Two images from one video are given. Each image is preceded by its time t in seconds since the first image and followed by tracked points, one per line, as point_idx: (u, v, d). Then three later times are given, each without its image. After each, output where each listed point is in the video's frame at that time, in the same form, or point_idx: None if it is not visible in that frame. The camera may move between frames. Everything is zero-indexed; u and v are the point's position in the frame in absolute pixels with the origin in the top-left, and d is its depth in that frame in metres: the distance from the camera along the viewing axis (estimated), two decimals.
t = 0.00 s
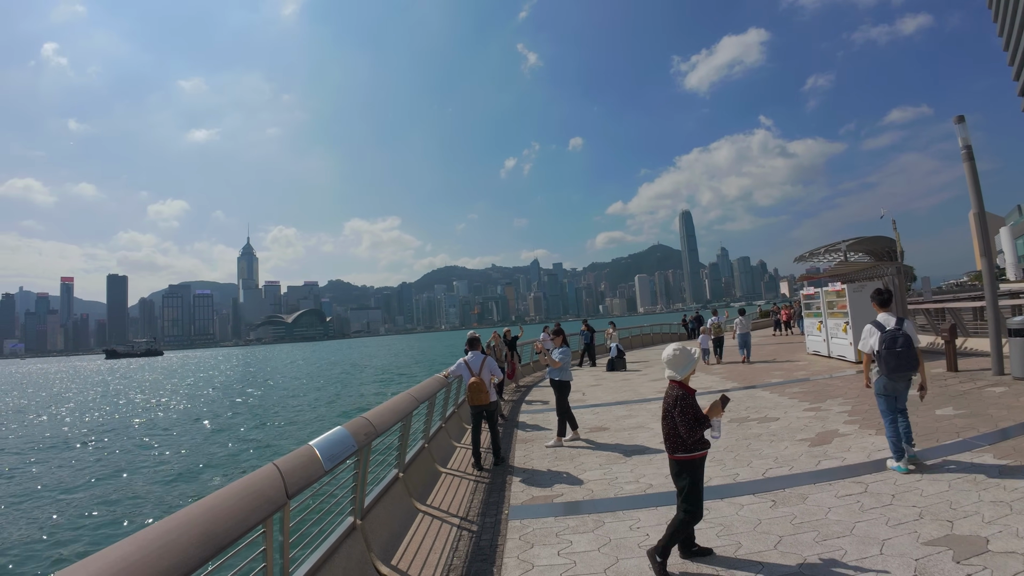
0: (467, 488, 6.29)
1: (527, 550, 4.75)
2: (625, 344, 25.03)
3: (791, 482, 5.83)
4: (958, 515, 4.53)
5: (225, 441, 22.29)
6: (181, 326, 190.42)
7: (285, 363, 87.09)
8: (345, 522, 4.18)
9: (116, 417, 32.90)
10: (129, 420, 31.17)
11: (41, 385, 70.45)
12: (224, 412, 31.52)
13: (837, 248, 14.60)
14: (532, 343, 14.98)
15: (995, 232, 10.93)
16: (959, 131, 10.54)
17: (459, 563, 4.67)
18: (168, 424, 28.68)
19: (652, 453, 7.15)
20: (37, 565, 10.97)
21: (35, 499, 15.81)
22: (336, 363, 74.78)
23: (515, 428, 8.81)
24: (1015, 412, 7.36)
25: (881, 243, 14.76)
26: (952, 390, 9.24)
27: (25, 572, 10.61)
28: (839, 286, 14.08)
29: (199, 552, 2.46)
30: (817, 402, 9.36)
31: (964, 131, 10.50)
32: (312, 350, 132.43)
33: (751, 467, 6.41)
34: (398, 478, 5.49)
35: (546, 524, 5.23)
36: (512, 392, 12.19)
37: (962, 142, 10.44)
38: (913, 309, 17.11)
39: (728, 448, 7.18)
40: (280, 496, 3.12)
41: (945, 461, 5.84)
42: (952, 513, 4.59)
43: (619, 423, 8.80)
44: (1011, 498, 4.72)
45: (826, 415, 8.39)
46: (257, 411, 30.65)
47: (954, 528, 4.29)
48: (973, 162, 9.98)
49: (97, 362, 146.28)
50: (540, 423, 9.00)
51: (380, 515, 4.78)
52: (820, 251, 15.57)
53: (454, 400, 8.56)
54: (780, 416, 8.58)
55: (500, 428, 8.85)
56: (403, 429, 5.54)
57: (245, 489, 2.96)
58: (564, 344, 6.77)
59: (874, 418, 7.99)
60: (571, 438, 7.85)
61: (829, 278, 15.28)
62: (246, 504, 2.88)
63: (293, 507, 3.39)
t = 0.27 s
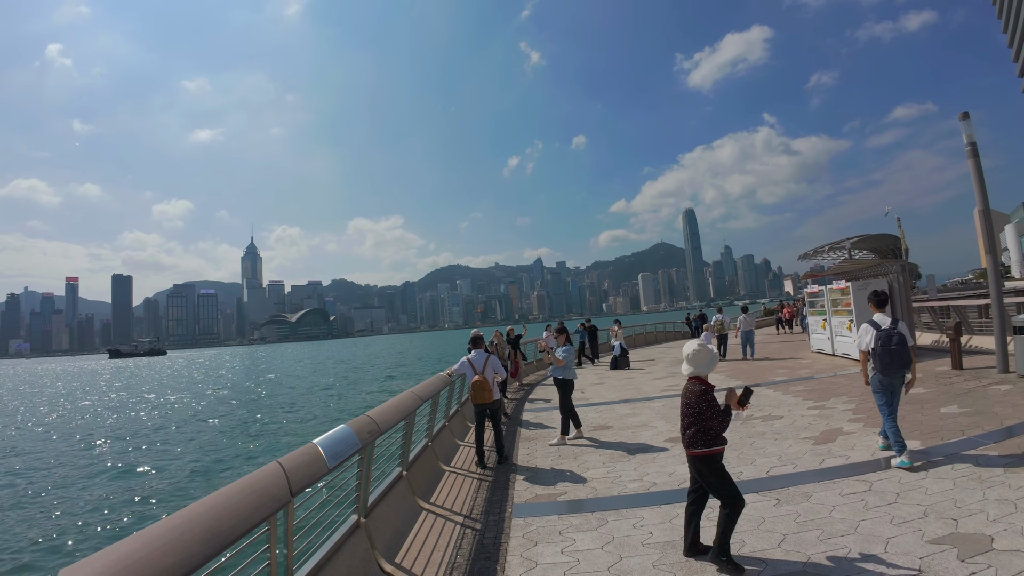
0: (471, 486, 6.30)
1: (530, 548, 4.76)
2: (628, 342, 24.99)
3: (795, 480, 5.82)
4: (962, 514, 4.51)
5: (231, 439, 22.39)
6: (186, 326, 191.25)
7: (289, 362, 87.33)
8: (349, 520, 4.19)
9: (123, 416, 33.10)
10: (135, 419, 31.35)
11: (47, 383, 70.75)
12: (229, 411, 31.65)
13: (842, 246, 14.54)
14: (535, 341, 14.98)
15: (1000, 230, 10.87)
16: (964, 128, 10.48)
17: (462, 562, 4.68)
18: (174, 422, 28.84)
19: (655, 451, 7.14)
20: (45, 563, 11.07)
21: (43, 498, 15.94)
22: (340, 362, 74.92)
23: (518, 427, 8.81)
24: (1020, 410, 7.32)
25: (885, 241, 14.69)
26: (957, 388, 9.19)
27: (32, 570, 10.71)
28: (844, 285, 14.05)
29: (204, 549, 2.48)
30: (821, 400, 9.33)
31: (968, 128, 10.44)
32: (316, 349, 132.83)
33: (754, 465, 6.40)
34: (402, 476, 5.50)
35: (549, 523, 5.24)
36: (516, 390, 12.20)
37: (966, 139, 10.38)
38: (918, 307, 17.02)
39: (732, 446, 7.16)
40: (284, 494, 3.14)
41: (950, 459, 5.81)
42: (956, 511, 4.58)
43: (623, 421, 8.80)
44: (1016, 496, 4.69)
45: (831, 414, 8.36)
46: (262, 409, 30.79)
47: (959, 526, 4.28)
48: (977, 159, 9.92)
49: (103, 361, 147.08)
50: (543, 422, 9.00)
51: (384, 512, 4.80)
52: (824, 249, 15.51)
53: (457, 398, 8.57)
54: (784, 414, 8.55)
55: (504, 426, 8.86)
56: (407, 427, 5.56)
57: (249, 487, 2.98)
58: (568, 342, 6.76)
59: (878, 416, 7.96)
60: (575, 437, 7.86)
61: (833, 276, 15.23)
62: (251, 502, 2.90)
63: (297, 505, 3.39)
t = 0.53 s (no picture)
0: (472, 485, 6.31)
1: (532, 547, 4.78)
2: (630, 341, 24.97)
3: (796, 479, 5.82)
4: (964, 513, 4.51)
5: (234, 439, 22.44)
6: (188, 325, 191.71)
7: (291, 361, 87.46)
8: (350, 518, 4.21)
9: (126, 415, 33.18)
10: (138, 418, 31.44)
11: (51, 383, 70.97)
12: (232, 410, 31.72)
13: (844, 244, 14.51)
14: (537, 340, 14.97)
15: (1003, 228, 10.84)
16: (966, 125, 10.45)
17: (464, 560, 4.69)
18: (177, 422, 28.91)
19: (657, 450, 7.14)
20: (49, 562, 11.11)
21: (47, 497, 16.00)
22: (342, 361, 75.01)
23: (520, 425, 8.82)
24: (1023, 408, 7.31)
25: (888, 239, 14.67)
26: (960, 387, 9.17)
27: (37, 569, 10.75)
28: (846, 283, 14.02)
29: (204, 548, 2.49)
30: (823, 399, 9.32)
31: (970, 126, 10.41)
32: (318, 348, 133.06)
33: (756, 464, 6.39)
34: (403, 475, 5.51)
35: (551, 521, 5.25)
36: (518, 389, 12.20)
37: (969, 137, 10.35)
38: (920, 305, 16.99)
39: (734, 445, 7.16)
40: (285, 493, 3.15)
41: (952, 458, 5.81)
42: (958, 510, 4.58)
43: (624, 420, 8.80)
44: (1018, 495, 4.69)
45: (833, 412, 8.35)
46: (265, 409, 30.84)
47: (960, 525, 4.28)
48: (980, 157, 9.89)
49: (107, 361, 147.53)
50: (545, 420, 9.01)
51: (385, 511, 4.81)
52: (826, 247, 15.49)
53: (459, 397, 8.58)
54: (786, 413, 8.55)
55: (505, 425, 8.87)
56: (408, 426, 5.57)
57: (250, 486, 2.99)
58: (569, 341, 6.76)
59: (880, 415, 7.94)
60: (576, 436, 7.87)
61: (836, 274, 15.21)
62: (251, 500, 2.91)
63: (299, 504, 3.41)
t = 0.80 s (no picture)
0: (473, 484, 6.32)
1: (532, 545, 4.78)
2: (631, 341, 24.96)
3: (796, 478, 5.82)
4: (963, 512, 4.52)
5: (235, 439, 22.46)
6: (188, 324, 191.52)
7: (292, 360, 87.44)
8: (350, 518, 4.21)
9: (126, 415, 33.15)
10: (140, 418, 31.48)
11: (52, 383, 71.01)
12: (233, 409, 31.75)
13: (845, 243, 14.50)
14: (538, 339, 14.96)
15: (1004, 226, 10.83)
16: (966, 124, 10.45)
17: (464, 559, 4.70)
18: (179, 421, 28.95)
19: (658, 449, 7.13)
20: (50, 562, 11.12)
21: (49, 497, 16.03)
22: (343, 360, 74.97)
23: (520, 425, 8.83)
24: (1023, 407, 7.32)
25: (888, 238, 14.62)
26: (960, 386, 9.17)
27: (37, 569, 10.75)
28: (847, 282, 14.02)
29: (205, 547, 2.50)
30: (823, 398, 9.33)
31: (970, 124, 10.41)
32: (319, 347, 133.04)
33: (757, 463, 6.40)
34: (404, 475, 5.52)
35: (552, 520, 5.26)
36: (518, 388, 12.20)
37: (969, 136, 10.35)
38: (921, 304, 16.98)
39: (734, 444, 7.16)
40: (285, 492, 3.15)
41: (951, 457, 5.82)
42: (958, 509, 4.58)
43: (625, 419, 8.81)
44: (1018, 494, 4.70)
45: (834, 411, 8.35)
46: (266, 408, 30.87)
47: (960, 524, 4.28)
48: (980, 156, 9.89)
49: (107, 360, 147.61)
50: (545, 420, 9.01)
51: (386, 510, 4.82)
52: (827, 246, 15.49)
53: (459, 396, 8.59)
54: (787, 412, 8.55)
55: (506, 424, 8.87)
56: (408, 425, 5.58)
57: (249, 486, 2.99)
58: (569, 340, 6.76)
59: (880, 414, 7.94)
60: (577, 435, 7.88)
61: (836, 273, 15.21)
62: (251, 500, 2.92)
63: (299, 503, 3.42)
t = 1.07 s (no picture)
0: (473, 483, 6.32)
1: (533, 545, 4.78)
2: (631, 340, 24.96)
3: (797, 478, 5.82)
4: (963, 511, 4.52)
5: (235, 438, 22.45)
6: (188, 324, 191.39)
7: (292, 360, 87.43)
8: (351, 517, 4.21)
9: (125, 415, 33.12)
10: (140, 417, 31.50)
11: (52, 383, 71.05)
12: (234, 409, 31.76)
13: (845, 243, 14.49)
14: (538, 339, 14.94)
15: (1004, 226, 10.82)
16: (966, 124, 10.45)
17: (465, 558, 4.70)
18: (179, 421, 28.97)
19: (658, 449, 7.13)
20: (51, 561, 11.13)
21: (50, 496, 16.05)
22: (343, 360, 74.94)
23: (520, 424, 8.83)
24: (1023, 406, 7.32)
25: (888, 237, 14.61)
26: (960, 385, 9.17)
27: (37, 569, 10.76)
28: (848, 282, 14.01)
29: (206, 546, 2.50)
30: (823, 397, 9.32)
31: (971, 124, 10.41)
32: (319, 347, 133.00)
33: (757, 462, 6.39)
34: (404, 474, 5.53)
35: (552, 519, 5.26)
36: (518, 388, 12.19)
37: (970, 136, 10.35)
38: (921, 304, 16.98)
39: (734, 444, 7.16)
40: (287, 491, 3.15)
41: (951, 457, 5.82)
42: (958, 508, 4.58)
43: (625, 418, 8.81)
44: (1018, 493, 4.69)
45: (834, 411, 8.36)
46: (267, 407, 30.88)
47: (960, 524, 4.28)
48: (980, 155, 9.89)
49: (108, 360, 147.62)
50: (546, 419, 9.01)
51: (387, 509, 4.83)
52: (827, 246, 15.49)
53: (460, 396, 8.59)
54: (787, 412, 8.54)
55: (506, 424, 8.88)
56: (409, 425, 5.58)
57: (251, 485, 3.00)
58: (570, 340, 6.76)
59: (880, 413, 7.94)
60: (577, 434, 7.88)
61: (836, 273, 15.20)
62: (253, 499, 2.92)
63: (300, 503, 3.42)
